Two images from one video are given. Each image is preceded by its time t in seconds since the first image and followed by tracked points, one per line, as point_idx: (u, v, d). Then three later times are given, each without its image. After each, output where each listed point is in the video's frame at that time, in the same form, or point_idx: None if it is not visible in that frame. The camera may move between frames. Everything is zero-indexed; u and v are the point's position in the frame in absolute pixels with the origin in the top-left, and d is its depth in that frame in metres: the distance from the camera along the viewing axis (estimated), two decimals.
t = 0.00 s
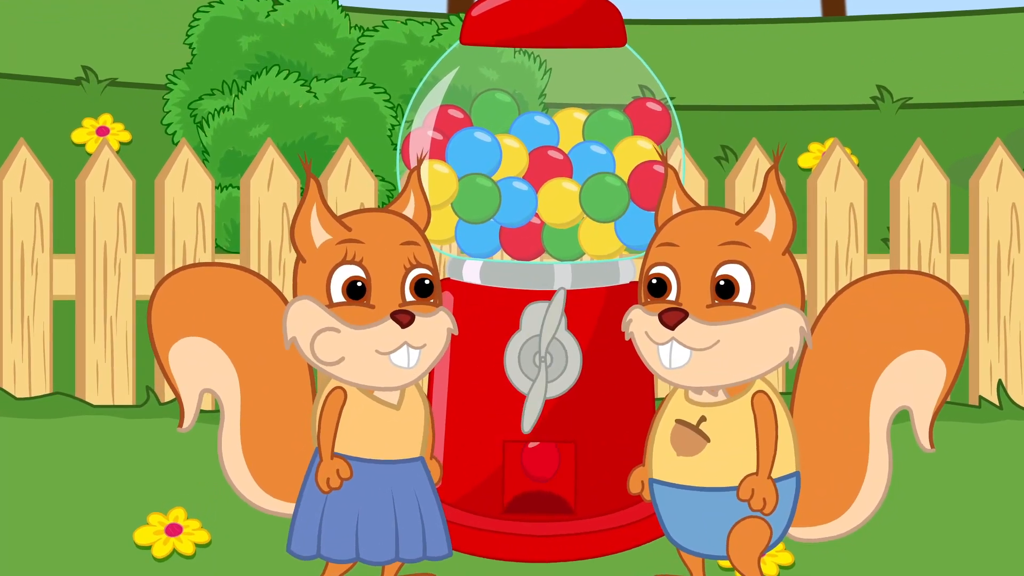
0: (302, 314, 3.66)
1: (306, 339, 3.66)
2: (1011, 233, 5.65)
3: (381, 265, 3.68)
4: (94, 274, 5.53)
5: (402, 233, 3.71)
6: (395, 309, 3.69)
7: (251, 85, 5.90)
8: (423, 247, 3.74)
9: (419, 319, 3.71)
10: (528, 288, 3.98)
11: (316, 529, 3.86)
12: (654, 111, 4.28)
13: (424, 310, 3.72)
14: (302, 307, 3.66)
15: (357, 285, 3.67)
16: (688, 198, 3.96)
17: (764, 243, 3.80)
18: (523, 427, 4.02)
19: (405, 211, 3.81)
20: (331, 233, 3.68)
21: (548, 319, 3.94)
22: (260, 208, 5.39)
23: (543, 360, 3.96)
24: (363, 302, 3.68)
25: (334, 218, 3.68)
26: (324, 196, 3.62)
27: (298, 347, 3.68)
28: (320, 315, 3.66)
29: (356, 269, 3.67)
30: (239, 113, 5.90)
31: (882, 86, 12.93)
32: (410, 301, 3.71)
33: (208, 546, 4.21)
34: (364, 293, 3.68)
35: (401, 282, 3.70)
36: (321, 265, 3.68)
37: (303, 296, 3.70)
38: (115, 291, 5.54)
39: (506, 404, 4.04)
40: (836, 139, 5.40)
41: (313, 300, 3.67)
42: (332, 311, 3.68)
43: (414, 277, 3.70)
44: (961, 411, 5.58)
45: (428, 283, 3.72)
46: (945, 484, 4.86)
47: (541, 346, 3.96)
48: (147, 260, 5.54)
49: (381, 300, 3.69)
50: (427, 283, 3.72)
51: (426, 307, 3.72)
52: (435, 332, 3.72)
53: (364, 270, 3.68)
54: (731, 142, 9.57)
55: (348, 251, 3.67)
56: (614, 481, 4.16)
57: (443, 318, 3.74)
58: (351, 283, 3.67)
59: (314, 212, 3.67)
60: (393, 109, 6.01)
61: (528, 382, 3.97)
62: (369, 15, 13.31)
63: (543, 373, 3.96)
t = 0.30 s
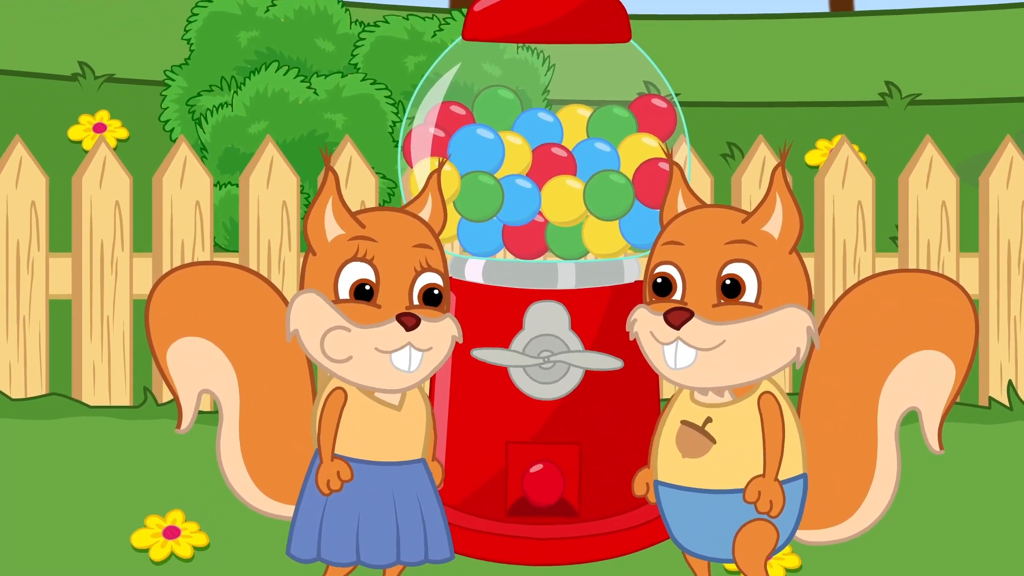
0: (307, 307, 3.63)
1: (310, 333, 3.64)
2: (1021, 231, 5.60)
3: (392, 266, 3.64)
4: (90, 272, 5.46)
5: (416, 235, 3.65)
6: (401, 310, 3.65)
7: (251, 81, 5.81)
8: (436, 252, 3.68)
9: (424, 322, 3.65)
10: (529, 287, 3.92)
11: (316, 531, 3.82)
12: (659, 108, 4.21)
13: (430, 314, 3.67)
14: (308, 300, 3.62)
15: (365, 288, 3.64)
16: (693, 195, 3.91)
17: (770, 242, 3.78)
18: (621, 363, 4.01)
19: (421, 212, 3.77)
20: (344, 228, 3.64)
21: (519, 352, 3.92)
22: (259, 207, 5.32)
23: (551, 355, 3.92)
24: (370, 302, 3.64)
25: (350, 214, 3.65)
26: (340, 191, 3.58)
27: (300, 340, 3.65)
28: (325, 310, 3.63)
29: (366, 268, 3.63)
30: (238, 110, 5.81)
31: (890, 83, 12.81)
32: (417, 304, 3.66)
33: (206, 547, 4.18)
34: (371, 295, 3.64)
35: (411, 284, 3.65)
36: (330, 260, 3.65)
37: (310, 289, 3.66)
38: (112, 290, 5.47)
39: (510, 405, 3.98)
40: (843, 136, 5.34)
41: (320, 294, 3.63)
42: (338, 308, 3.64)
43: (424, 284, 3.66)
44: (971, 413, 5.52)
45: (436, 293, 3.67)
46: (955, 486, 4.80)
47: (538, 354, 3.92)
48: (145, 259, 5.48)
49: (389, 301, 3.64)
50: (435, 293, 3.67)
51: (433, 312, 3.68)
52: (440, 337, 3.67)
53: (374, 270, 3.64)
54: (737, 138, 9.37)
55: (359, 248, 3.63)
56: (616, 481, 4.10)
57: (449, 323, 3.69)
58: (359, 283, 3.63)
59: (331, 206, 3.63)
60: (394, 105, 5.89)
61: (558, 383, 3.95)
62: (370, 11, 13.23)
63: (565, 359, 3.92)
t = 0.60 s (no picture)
0: (309, 305, 3.57)
1: (310, 331, 3.58)
2: None
3: (396, 267, 3.57)
4: (87, 271, 5.41)
5: (421, 236, 3.60)
6: (405, 312, 3.59)
7: (250, 77, 5.77)
8: (442, 254, 3.63)
9: (427, 326, 3.59)
10: (530, 287, 3.86)
11: (316, 534, 3.76)
12: (664, 105, 4.14)
13: (435, 318, 3.61)
14: (310, 299, 3.56)
15: (370, 289, 3.57)
16: (699, 193, 3.86)
17: (777, 241, 3.72)
18: (625, 359, 3.95)
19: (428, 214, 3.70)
20: (349, 228, 3.58)
21: (522, 355, 3.86)
22: (258, 203, 5.25)
23: (554, 356, 3.87)
24: (373, 303, 3.58)
25: (356, 214, 3.59)
26: (347, 191, 3.52)
27: (301, 339, 3.60)
28: (327, 311, 3.57)
29: (370, 268, 3.57)
30: (237, 107, 5.75)
31: (899, 79, 12.71)
32: (421, 307, 3.60)
33: (203, 549, 4.23)
34: (375, 296, 3.57)
35: (414, 287, 3.59)
36: (334, 259, 3.58)
37: (312, 289, 3.60)
38: (109, 289, 5.42)
39: (512, 407, 3.92)
40: (851, 133, 5.28)
41: (322, 294, 3.57)
42: (340, 307, 3.58)
43: (428, 287, 3.60)
44: (981, 414, 5.47)
45: (441, 296, 3.61)
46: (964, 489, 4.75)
47: (540, 355, 3.86)
48: (143, 258, 5.43)
49: (392, 302, 3.58)
50: (440, 296, 3.61)
51: (437, 315, 3.62)
52: (442, 341, 3.61)
53: (378, 271, 3.57)
54: (742, 134, 9.31)
55: (364, 248, 3.57)
56: (619, 483, 4.04)
57: (453, 327, 3.63)
58: (362, 284, 3.57)
59: (336, 204, 3.57)
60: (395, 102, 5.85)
61: (565, 382, 3.89)
62: (372, 6, 13.18)
63: (568, 359, 3.87)
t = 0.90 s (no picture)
0: (380, 304, 3.51)
1: (375, 329, 3.52)
2: None
3: (477, 290, 3.49)
4: (84, 270, 5.35)
5: (512, 270, 3.51)
6: (473, 338, 3.51)
7: (248, 73, 5.68)
8: (526, 291, 3.54)
9: (491, 358, 3.52)
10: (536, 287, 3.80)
11: (325, 530, 3.71)
12: (669, 102, 4.10)
13: (501, 354, 3.53)
14: (385, 298, 3.51)
15: (445, 306, 3.51)
16: (703, 191, 3.81)
17: (784, 239, 3.67)
18: (630, 359, 3.85)
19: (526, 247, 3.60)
20: (446, 240, 3.50)
21: (526, 356, 3.77)
22: (257, 202, 5.20)
23: (558, 356, 3.79)
24: (445, 321, 3.51)
25: (457, 228, 3.50)
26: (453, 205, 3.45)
27: (363, 332, 3.55)
28: (399, 316, 3.50)
29: (450, 284, 3.50)
30: (236, 104, 5.67)
31: (907, 76, 12.61)
32: (490, 338, 3.52)
33: (201, 554, 4.41)
34: (449, 314, 3.50)
35: (490, 318, 3.51)
36: (420, 265, 3.51)
37: (389, 287, 3.54)
38: (107, 288, 5.37)
39: (515, 407, 3.87)
40: (858, 131, 5.23)
41: (400, 298, 3.51)
42: (413, 317, 3.51)
43: (501, 322, 3.52)
44: (990, 415, 5.40)
45: (512, 333, 3.54)
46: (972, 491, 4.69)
47: (544, 355, 3.78)
48: (140, 258, 5.38)
49: (463, 325, 3.50)
50: (511, 334, 3.54)
51: (503, 352, 3.54)
52: (503, 378, 3.54)
53: (459, 292, 3.50)
54: (749, 132, 9.18)
55: (453, 264, 3.49)
56: (622, 483, 3.97)
57: (514, 367, 3.55)
58: (439, 299, 3.51)
59: (439, 212, 3.49)
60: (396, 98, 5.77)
61: (568, 383, 3.82)
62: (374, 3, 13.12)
63: (572, 359, 3.79)
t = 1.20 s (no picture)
0: (319, 300, 3.56)
1: (317, 327, 3.58)
2: None
3: (410, 266, 3.57)
4: (81, 269, 5.31)
5: (439, 238, 3.60)
6: (416, 314, 3.58)
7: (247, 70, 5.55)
8: (458, 256, 3.62)
9: (439, 329, 3.59)
10: (540, 286, 3.76)
11: (316, 543, 3.77)
12: (675, 98, 4.02)
13: (447, 322, 3.61)
14: (319, 294, 3.56)
15: (381, 288, 3.58)
16: (710, 188, 3.74)
17: (791, 238, 3.61)
18: (634, 359, 3.84)
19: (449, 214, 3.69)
20: (366, 223, 3.58)
21: (526, 354, 3.76)
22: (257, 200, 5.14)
23: (561, 356, 3.76)
24: (383, 302, 3.58)
25: (374, 210, 3.59)
26: (366, 186, 3.53)
27: (307, 334, 3.60)
28: (336, 307, 3.57)
29: (383, 267, 3.57)
30: (235, 100, 5.54)
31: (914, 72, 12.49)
32: (433, 310, 3.60)
33: (199, 556, 4.37)
34: (387, 295, 3.58)
35: (428, 290, 3.59)
36: (349, 254, 3.59)
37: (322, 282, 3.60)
38: (104, 288, 5.32)
39: (517, 408, 3.82)
40: (866, 128, 5.17)
41: (333, 289, 3.57)
42: (350, 304, 3.58)
43: (441, 291, 3.60)
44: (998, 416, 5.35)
45: (454, 299, 3.62)
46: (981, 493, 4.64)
47: (548, 355, 3.75)
48: (138, 256, 5.32)
49: (404, 303, 3.58)
50: (453, 300, 3.62)
51: (449, 320, 3.62)
52: (454, 346, 3.61)
53: (392, 270, 3.57)
54: (757, 129, 8.40)
55: (380, 245, 3.57)
56: (624, 482, 3.91)
57: (464, 333, 3.63)
58: (375, 282, 3.57)
59: (354, 198, 3.58)
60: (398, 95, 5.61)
61: (572, 384, 3.78)
62: None
63: (576, 359, 3.76)
